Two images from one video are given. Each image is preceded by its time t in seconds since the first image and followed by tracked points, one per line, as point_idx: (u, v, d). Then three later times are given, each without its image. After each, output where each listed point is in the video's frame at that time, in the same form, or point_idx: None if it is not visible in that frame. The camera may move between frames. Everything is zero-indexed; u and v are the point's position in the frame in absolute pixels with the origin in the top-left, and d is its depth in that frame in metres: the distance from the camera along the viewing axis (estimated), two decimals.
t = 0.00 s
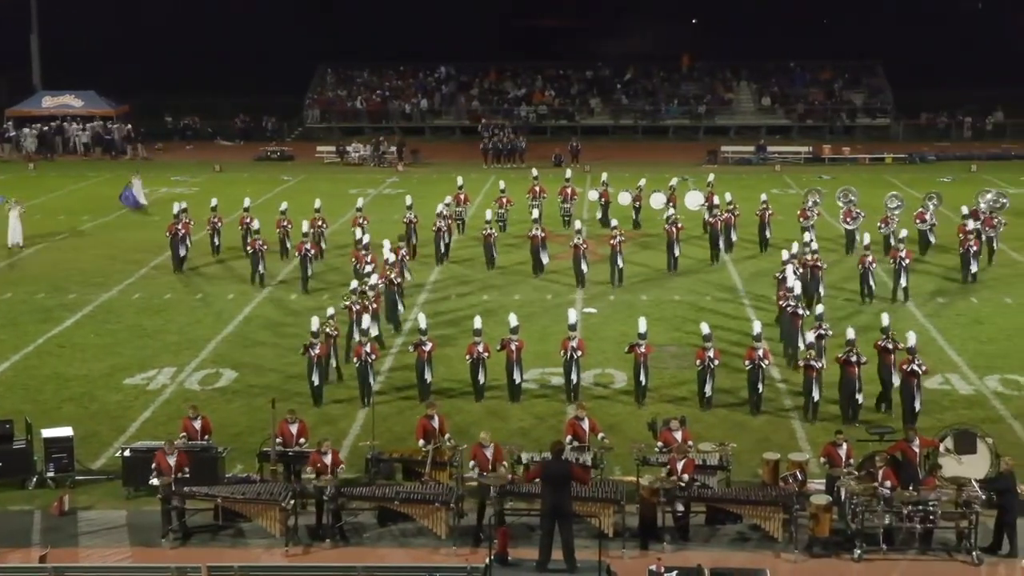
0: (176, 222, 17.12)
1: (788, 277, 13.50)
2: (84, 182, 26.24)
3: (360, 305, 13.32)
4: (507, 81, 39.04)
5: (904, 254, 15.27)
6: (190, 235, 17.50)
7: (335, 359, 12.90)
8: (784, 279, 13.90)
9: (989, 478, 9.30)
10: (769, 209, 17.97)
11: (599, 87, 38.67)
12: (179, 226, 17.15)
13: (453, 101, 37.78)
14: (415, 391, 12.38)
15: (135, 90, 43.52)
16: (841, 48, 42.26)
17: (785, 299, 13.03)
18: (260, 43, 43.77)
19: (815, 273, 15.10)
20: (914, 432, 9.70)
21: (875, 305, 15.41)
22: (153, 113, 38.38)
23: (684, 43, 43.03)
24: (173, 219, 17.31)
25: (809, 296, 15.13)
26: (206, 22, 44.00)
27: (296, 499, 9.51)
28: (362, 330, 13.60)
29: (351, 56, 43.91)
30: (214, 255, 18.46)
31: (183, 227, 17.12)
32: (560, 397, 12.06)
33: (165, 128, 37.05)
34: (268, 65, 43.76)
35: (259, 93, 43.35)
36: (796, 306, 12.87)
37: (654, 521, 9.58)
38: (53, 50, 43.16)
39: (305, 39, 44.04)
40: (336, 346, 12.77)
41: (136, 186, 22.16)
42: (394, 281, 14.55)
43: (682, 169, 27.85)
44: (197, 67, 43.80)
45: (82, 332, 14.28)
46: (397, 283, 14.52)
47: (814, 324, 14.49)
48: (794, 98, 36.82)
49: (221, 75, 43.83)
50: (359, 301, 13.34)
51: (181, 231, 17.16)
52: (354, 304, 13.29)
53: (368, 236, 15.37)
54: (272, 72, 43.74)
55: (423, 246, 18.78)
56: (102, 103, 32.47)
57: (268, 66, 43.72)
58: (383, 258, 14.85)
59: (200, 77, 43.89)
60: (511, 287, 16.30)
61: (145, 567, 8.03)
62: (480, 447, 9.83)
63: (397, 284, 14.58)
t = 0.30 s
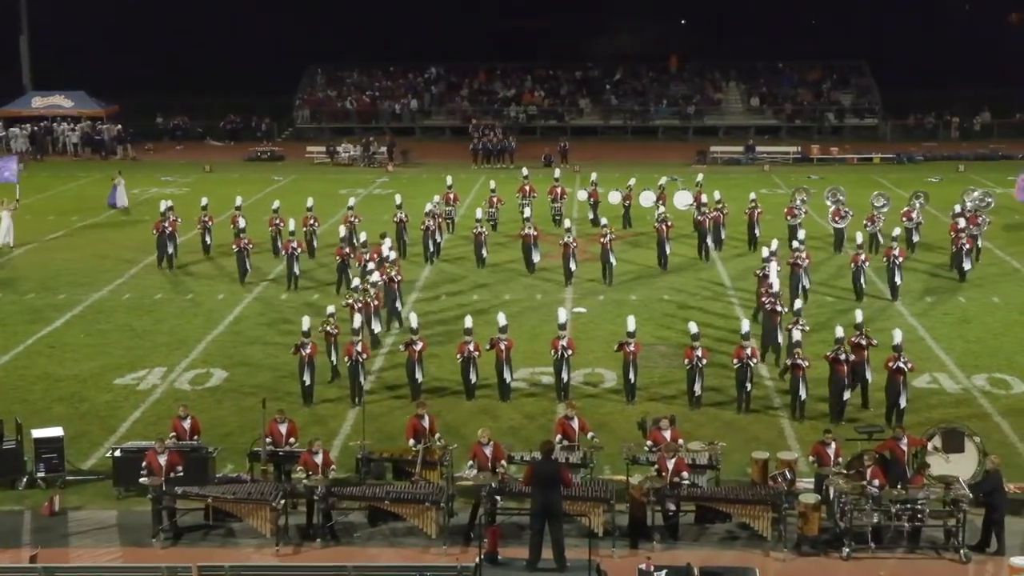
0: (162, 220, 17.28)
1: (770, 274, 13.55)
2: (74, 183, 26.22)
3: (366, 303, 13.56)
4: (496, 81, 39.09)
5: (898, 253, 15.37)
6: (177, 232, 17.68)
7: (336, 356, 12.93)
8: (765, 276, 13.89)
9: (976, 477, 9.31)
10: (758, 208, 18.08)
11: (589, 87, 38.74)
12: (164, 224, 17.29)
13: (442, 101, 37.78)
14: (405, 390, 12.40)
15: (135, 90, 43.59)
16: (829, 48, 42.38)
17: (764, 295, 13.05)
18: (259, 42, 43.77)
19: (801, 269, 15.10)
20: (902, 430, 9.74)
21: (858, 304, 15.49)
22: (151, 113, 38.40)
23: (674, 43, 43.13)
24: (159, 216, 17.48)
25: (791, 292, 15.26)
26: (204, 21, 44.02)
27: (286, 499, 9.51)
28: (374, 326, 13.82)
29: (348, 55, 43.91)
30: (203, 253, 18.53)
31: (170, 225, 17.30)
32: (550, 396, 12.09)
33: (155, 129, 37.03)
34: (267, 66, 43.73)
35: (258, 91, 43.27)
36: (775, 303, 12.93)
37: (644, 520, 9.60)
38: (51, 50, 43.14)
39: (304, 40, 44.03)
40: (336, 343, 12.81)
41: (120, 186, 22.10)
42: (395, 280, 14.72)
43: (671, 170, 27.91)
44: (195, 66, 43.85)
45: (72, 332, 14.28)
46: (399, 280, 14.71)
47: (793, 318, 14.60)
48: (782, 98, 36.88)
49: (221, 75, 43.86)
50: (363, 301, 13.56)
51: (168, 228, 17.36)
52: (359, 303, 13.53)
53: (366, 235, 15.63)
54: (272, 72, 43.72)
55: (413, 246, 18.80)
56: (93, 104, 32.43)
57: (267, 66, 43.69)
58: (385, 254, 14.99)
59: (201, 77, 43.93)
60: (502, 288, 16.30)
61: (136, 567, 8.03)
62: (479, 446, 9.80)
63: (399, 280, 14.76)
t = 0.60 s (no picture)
0: (151, 220, 17.39)
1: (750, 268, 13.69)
2: (65, 184, 26.26)
3: (362, 301, 13.69)
4: (485, 82, 39.20)
5: (887, 252, 15.55)
6: (164, 232, 17.82)
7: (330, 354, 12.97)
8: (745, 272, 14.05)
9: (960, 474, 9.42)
10: (744, 208, 18.31)
11: (577, 88, 38.81)
12: (152, 223, 17.40)
13: (431, 102, 37.87)
14: (395, 389, 12.49)
15: (135, 92, 43.77)
16: (816, 48, 42.56)
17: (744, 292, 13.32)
18: (259, 43, 43.82)
19: (787, 265, 15.46)
20: (887, 428, 9.84)
21: (843, 303, 15.62)
22: (145, 115, 38.45)
23: (661, 46, 43.22)
24: (148, 216, 17.57)
25: (771, 289, 15.56)
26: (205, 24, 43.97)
27: (277, 498, 9.57)
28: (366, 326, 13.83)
29: (350, 57, 44.07)
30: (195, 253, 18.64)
31: (158, 224, 17.42)
32: (539, 395, 12.18)
33: (147, 131, 37.04)
34: (267, 66, 43.77)
35: (260, 93, 43.43)
36: (754, 299, 13.14)
37: (632, 518, 9.69)
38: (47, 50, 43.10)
39: (304, 40, 44.01)
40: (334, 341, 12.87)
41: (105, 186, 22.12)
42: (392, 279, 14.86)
43: (660, 170, 28.04)
44: (197, 69, 43.94)
45: (64, 332, 14.34)
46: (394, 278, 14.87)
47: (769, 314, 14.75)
48: (768, 99, 37.05)
49: (223, 79, 43.90)
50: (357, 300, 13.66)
51: (156, 228, 17.49)
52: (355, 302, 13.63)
53: (361, 235, 15.87)
54: (272, 72, 43.75)
55: (402, 246, 18.90)
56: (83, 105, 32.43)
57: (266, 66, 43.77)
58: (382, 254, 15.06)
59: (201, 77, 43.99)
60: (492, 287, 16.38)
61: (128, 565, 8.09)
62: (471, 444, 9.88)
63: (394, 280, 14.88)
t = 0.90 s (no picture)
0: (141, 220, 17.48)
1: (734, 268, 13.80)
2: (57, 185, 26.31)
3: (360, 301, 13.65)
4: (475, 83, 39.29)
5: (879, 251, 15.75)
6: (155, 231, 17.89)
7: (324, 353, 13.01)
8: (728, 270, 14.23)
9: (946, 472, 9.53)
10: (733, 207, 18.39)
11: (568, 89, 38.88)
12: (143, 223, 17.50)
13: (422, 103, 37.94)
14: (386, 389, 12.55)
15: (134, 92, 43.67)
16: (807, 47, 42.66)
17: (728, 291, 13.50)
18: (258, 44, 43.75)
19: (780, 262, 15.66)
20: (874, 427, 9.92)
21: (832, 302, 15.74)
22: (139, 116, 38.45)
23: (651, 48, 43.28)
24: (139, 215, 17.65)
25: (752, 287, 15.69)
26: (205, 25, 44.02)
27: (269, 497, 9.63)
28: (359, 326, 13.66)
29: (348, 58, 44.05)
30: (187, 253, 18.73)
31: (148, 223, 17.52)
32: (529, 394, 12.24)
33: (139, 132, 37.03)
34: (268, 66, 43.56)
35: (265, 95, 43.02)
36: (738, 297, 13.34)
37: (621, 516, 9.75)
38: (49, 51, 43.26)
39: (304, 42, 44.02)
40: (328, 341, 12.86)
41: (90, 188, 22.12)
42: (387, 278, 14.94)
43: (649, 171, 28.16)
44: (197, 70, 43.86)
45: (57, 332, 14.39)
46: (390, 276, 14.99)
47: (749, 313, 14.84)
48: (756, 101, 37.17)
49: (225, 82, 43.59)
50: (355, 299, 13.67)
51: (147, 227, 17.58)
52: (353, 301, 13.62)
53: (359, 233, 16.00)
54: (272, 72, 43.56)
55: (393, 246, 18.99)
56: (76, 107, 32.46)
57: (266, 67, 43.58)
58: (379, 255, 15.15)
59: (201, 77, 43.89)
60: (483, 288, 16.46)
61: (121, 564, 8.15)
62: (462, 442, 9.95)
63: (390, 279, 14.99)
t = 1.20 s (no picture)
0: (132, 220, 17.58)
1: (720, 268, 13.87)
2: (51, 186, 26.36)
3: (355, 300, 13.73)
4: (467, 85, 39.40)
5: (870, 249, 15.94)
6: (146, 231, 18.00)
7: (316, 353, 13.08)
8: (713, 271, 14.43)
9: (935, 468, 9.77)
10: (721, 207, 18.48)
11: (559, 91, 38.93)
12: (134, 223, 17.60)
13: (414, 105, 38.03)
14: (379, 389, 12.63)
15: (132, 93, 43.76)
16: (796, 49, 42.83)
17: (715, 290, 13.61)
18: (257, 44, 43.85)
19: (771, 261, 15.83)
20: (862, 425, 9.99)
21: (821, 301, 15.85)
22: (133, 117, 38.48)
23: (641, 50, 43.37)
24: (131, 215, 17.73)
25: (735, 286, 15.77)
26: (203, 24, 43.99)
27: (263, 495, 9.70)
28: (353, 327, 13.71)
29: (345, 57, 44.12)
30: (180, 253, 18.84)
31: (140, 224, 17.62)
32: (520, 394, 12.32)
33: (133, 133, 37.04)
34: (267, 67, 43.65)
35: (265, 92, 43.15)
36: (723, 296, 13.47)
37: (612, 514, 9.83)
38: (49, 51, 43.09)
39: (303, 42, 44.14)
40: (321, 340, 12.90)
41: (80, 190, 22.16)
42: (381, 278, 15.03)
43: (639, 172, 28.30)
44: (196, 70, 43.87)
45: (51, 332, 14.46)
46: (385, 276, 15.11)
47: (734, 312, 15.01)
48: (745, 102, 37.30)
49: (224, 82, 43.61)
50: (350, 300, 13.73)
51: (138, 227, 17.67)
52: (347, 302, 13.68)
53: (356, 233, 16.15)
54: (271, 72, 43.64)
55: (385, 246, 19.10)
56: (70, 108, 32.49)
57: (267, 67, 43.65)
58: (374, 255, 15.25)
59: (201, 77, 43.88)
60: (475, 287, 16.54)
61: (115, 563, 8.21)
62: (454, 441, 10.04)
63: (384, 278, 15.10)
